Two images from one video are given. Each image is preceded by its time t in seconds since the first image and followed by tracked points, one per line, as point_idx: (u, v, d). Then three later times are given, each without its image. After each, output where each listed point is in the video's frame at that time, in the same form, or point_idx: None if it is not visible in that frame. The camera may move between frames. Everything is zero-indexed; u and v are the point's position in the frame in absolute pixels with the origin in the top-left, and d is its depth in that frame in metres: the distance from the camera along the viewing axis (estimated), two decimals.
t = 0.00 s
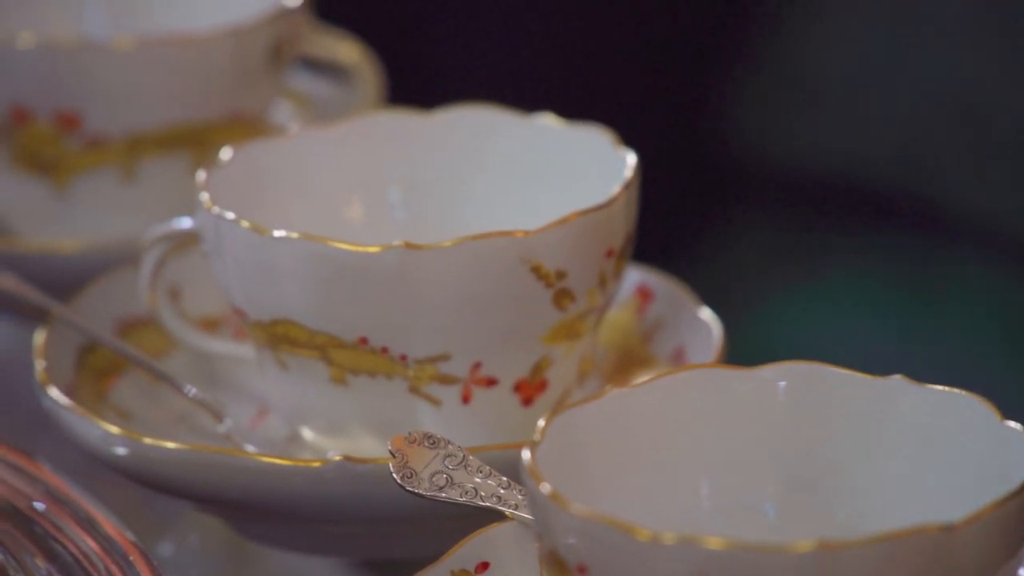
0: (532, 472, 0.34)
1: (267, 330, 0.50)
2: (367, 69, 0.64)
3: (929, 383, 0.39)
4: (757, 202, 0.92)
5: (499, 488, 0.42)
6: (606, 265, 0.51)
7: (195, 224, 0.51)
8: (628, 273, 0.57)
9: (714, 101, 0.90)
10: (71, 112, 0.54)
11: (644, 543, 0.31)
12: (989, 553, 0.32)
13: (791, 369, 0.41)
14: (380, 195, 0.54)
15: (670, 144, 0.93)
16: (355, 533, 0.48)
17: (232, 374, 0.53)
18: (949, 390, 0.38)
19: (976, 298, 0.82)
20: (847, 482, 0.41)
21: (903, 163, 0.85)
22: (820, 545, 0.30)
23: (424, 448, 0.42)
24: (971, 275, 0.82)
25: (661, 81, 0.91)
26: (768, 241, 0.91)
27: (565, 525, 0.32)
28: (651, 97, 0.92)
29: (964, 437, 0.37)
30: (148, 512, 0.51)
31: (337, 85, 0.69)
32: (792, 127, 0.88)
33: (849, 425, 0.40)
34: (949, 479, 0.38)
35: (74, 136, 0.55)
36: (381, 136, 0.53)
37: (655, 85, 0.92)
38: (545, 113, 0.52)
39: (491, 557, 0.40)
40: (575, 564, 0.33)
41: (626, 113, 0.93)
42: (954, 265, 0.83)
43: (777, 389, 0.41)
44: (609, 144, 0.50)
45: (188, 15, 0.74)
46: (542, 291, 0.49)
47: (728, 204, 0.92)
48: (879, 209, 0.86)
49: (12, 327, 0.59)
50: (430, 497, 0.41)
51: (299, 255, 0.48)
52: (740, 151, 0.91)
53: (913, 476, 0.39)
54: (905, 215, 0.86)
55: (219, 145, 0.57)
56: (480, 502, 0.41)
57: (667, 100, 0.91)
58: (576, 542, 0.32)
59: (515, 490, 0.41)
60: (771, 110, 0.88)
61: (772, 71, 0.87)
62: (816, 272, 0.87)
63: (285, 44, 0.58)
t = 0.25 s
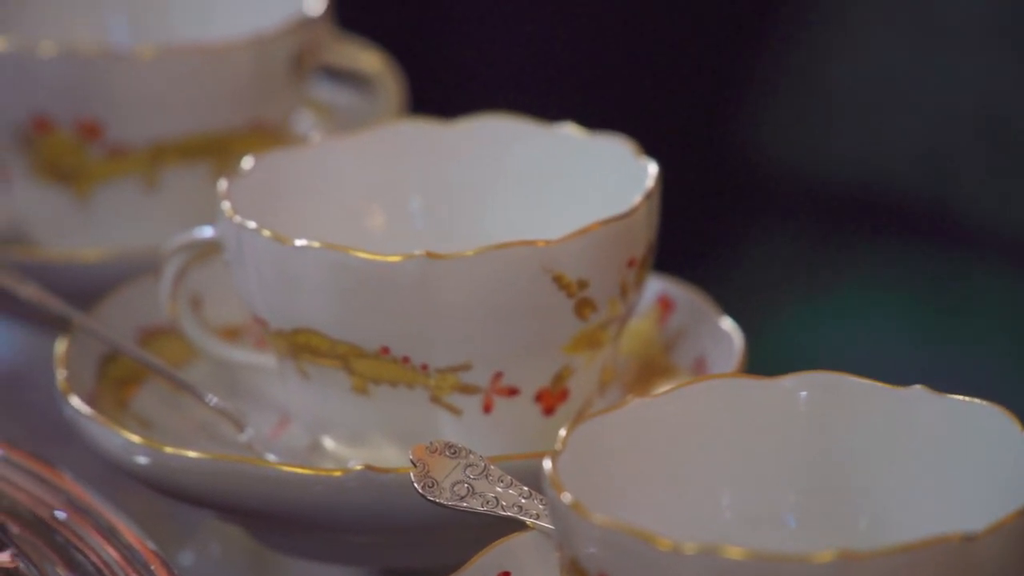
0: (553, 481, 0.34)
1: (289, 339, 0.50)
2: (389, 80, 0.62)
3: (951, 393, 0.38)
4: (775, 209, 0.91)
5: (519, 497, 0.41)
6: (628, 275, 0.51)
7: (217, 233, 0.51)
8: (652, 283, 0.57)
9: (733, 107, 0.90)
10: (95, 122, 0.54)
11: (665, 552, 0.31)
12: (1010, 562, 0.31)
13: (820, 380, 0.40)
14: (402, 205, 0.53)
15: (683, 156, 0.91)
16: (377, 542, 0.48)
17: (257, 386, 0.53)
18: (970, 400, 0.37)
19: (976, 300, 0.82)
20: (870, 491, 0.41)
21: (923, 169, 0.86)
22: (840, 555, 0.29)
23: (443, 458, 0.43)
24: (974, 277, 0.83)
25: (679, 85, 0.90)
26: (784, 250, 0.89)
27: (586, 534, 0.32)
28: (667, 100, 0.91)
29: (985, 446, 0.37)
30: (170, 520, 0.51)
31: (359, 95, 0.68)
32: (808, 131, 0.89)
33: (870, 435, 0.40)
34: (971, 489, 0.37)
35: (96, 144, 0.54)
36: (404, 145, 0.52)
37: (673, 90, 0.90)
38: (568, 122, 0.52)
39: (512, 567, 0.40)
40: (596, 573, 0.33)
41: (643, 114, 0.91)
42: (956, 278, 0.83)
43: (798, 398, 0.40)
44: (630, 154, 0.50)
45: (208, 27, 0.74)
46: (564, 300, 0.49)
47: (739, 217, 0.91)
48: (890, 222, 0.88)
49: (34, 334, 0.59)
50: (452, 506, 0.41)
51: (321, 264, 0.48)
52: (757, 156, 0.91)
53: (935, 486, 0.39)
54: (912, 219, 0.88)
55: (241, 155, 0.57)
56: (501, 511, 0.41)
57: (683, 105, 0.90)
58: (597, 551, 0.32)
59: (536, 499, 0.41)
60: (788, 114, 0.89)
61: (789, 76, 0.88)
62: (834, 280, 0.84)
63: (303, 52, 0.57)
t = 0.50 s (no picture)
0: (577, 493, 0.33)
1: (313, 350, 0.50)
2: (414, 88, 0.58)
3: (974, 405, 0.37)
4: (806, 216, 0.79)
5: (543, 508, 0.41)
6: (651, 287, 0.51)
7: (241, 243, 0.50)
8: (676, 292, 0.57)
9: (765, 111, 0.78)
10: (116, 133, 0.51)
11: (688, 565, 0.30)
12: None
13: (842, 392, 0.39)
14: (424, 215, 0.53)
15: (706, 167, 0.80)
16: (400, 552, 0.48)
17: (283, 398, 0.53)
18: (992, 412, 0.36)
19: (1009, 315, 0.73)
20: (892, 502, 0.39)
21: (951, 169, 0.76)
22: (862, 567, 0.28)
23: (467, 468, 0.42)
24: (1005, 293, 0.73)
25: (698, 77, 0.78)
26: (815, 261, 0.77)
27: (609, 546, 0.31)
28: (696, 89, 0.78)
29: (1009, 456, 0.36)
30: (191, 530, 0.51)
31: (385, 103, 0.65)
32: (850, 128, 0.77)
33: (891, 447, 0.39)
34: (994, 500, 0.36)
35: (119, 155, 0.52)
36: (425, 156, 0.52)
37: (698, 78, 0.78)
38: (592, 134, 0.51)
39: None
40: None
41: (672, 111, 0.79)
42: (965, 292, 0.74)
43: (820, 410, 0.39)
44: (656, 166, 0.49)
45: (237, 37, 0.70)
46: (588, 311, 0.48)
47: (777, 223, 0.79)
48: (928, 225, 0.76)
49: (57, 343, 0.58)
50: (475, 517, 0.41)
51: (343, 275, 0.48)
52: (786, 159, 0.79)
53: (957, 497, 0.37)
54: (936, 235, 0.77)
55: (264, 166, 0.54)
56: (525, 522, 0.40)
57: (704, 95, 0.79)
58: (621, 563, 0.31)
59: (559, 510, 0.41)
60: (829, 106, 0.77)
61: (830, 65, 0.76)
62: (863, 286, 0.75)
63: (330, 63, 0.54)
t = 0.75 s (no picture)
0: (599, 504, 0.33)
1: (338, 362, 0.50)
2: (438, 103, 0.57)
3: (1000, 418, 0.37)
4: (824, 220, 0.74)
5: (567, 520, 0.41)
6: (676, 299, 0.50)
7: (266, 255, 0.50)
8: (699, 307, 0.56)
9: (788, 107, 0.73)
10: (143, 144, 0.51)
11: None
12: None
13: (867, 403, 0.39)
14: (450, 226, 0.53)
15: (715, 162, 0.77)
16: (427, 565, 0.48)
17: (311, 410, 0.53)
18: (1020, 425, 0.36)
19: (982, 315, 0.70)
20: (917, 512, 0.39)
21: (987, 181, 0.68)
22: None
23: (492, 481, 0.42)
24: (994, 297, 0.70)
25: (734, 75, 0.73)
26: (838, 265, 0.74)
27: (634, 557, 0.31)
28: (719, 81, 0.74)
29: None
30: (217, 542, 0.50)
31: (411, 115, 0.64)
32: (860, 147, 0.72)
33: (919, 459, 0.38)
34: None
35: (145, 167, 0.52)
36: (450, 167, 0.52)
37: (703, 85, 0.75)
38: (618, 146, 0.51)
39: None
40: None
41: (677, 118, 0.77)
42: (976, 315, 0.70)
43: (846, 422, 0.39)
44: (681, 180, 0.49)
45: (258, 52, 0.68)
46: (613, 324, 0.48)
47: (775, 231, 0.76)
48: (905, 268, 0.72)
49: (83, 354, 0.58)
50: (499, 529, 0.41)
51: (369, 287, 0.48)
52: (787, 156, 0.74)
53: (986, 510, 0.37)
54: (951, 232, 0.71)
55: (290, 177, 0.54)
56: (548, 534, 0.40)
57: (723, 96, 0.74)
58: None
59: (584, 522, 0.40)
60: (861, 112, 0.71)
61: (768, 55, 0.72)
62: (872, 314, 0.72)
63: (356, 76, 0.54)
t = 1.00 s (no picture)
0: (629, 517, 0.33)
1: (367, 374, 0.50)
2: (467, 116, 0.56)
3: None
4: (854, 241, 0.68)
5: (597, 533, 0.40)
6: (706, 312, 0.50)
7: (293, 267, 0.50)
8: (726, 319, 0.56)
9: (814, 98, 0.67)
10: (172, 155, 0.51)
11: None
12: None
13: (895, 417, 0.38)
14: (478, 239, 0.53)
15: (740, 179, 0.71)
16: None
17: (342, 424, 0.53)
18: None
19: (1000, 314, 0.64)
20: (949, 525, 0.38)
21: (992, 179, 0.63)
22: None
23: (522, 493, 0.41)
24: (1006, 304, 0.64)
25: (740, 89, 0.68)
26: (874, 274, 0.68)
27: (663, 571, 0.32)
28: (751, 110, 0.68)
29: None
30: (244, 554, 0.48)
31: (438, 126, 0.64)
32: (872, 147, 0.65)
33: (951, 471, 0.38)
34: None
35: (174, 178, 0.52)
36: (477, 180, 0.52)
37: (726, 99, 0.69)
38: (647, 158, 0.51)
39: None
40: None
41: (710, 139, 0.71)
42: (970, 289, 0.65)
43: (875, 435, 0.39)
44: (709, 192, 0.48)
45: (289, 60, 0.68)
46: (643, 337, 0.48)
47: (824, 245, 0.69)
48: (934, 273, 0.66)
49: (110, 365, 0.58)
50: (527, 541, 0.39)
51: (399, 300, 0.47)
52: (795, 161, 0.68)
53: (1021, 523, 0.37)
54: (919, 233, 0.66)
55: (317, 189, 0.54)
56: (577, 546, 0.39)
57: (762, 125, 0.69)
58: None
59: (613, 535, 0.39)
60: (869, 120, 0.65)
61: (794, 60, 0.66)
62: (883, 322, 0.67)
63: (385, 88, 0.53)
